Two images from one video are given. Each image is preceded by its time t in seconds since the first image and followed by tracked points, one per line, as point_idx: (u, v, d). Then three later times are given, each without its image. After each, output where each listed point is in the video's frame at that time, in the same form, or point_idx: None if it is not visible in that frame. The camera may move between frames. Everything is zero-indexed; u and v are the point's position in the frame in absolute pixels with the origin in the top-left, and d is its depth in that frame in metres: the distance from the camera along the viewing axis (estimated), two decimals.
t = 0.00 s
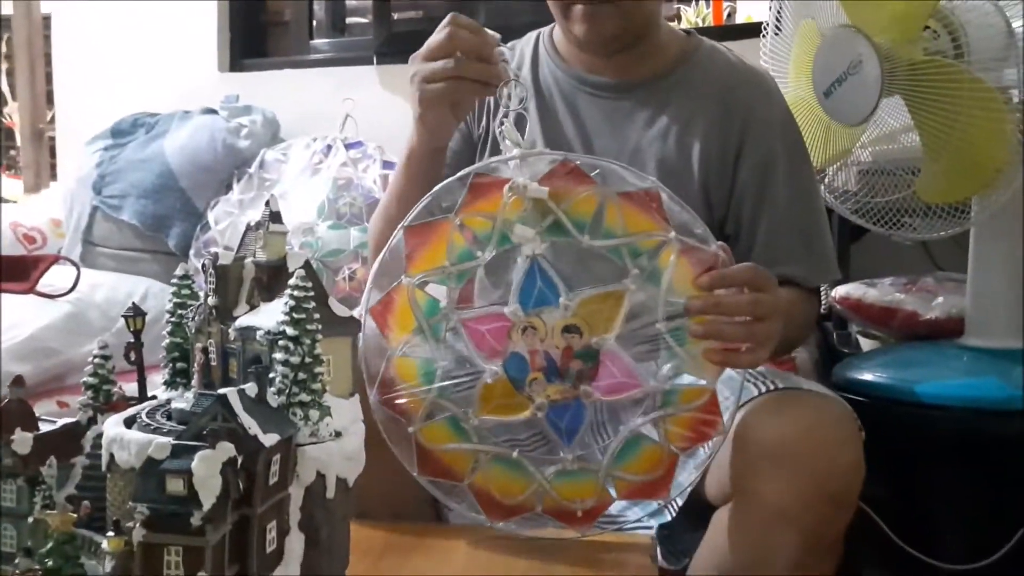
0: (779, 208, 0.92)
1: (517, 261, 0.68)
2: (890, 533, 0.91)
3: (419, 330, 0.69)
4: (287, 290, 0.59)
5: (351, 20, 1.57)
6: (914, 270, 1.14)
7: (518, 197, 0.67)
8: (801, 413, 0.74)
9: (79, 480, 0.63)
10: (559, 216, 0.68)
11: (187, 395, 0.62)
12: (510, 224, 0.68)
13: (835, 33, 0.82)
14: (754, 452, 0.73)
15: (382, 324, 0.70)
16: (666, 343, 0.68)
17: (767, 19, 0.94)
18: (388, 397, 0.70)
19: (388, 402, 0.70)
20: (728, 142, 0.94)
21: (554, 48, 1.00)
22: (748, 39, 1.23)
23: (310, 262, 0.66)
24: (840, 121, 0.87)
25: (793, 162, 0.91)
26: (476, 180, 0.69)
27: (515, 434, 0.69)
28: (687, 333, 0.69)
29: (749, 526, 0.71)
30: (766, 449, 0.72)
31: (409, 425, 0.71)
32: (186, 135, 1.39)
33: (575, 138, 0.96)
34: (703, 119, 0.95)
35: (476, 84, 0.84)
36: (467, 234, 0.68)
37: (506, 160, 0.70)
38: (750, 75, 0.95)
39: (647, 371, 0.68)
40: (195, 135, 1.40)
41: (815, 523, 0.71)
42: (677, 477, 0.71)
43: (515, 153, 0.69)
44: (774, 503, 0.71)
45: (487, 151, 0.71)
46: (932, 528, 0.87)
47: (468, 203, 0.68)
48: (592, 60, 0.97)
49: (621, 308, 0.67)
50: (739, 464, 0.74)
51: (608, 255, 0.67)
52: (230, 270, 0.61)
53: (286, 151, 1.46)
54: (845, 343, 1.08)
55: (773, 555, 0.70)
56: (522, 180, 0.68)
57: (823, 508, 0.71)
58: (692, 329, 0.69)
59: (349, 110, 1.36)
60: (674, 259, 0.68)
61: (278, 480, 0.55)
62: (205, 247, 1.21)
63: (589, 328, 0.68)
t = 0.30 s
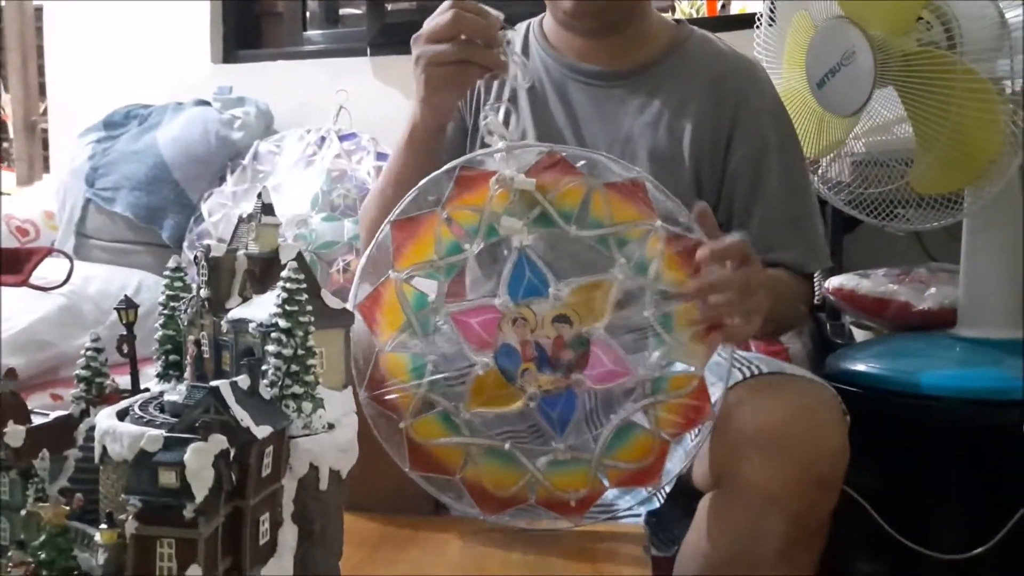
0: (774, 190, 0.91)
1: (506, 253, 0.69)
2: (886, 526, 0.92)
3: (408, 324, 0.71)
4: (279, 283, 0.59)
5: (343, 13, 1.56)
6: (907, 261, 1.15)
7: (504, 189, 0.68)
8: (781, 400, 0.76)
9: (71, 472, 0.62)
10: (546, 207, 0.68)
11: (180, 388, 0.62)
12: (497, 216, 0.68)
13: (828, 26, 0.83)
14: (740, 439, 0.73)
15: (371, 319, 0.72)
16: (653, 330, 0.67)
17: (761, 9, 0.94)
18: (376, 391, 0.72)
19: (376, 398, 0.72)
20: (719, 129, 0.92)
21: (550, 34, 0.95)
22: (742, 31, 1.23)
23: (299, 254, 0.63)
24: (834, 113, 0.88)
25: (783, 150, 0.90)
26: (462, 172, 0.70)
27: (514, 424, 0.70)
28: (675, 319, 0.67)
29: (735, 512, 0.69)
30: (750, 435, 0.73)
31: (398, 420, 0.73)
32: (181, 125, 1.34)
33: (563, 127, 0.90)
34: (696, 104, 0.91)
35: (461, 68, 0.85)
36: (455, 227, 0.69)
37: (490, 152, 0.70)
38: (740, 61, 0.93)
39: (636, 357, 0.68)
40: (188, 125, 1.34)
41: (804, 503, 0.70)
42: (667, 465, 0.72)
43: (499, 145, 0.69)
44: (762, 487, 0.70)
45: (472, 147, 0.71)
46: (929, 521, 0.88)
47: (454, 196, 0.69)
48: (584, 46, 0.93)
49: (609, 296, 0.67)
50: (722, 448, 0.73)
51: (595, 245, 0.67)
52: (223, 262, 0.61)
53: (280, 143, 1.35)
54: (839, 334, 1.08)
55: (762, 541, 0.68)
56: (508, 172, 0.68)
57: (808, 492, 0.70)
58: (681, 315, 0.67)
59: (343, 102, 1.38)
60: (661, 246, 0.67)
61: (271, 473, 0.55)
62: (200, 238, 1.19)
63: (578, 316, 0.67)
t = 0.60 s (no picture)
0: (753, 175, 0.92)
1: (491, 246, 0.71)
2: (878, 514, 0.91)
3: (397, 319, 0.72)
4: (270, 274, 0.59)
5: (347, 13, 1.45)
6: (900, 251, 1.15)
7: (487, 185, 0.71)
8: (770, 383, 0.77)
9: (63, 464, 0.62)
10: (527, 201, 0.71)
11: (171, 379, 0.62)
12: (481, 210, 0.71)
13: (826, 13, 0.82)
14: (727, 424, 0.75)
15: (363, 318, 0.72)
16: (635, 316, 0.70)
17: None
18: (364, 379, 0.72)
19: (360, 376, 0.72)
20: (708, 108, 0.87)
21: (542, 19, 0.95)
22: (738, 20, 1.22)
23: (293, 244, 0.64)
24: (827, 103, 0.87)
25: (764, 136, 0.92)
26: (447, 172, 0.72)
27: (511, 414, 0.70)
28: (657, 304, 0.70)
29: (722, 500, 0.73)
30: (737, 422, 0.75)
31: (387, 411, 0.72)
32: (174, 118, 1.41)
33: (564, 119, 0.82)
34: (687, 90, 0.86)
35: (464, 51, 0.80)
36: (441, 223, 0.71)
37: (474, 152, 0.73)
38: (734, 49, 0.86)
39: (617, 345, 0.70)
40: (180, 117, 1.43)
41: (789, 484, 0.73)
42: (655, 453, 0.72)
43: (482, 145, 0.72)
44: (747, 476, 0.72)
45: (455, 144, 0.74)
46: (922, 508, 0.89)
47: (439, 194, 0.72)
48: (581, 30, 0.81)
49: (592, 280, 0.70)
50: (710, 436, 0.75)
51: (576, 235, 0.71)
52: (214, 253, 0.61)
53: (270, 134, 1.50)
54: (832, 325, 1.09)
55: (747, 528, 0.72)
56: (489, 168, 0.71)
57: (794, 476, 0.73)
58: (663, 300, 0.70)
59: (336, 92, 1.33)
60: (639, 236, 0.70)
61: (263, 463, 0.55)
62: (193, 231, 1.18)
63: (558, 300, 0.70)
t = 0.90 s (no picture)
0: (739, 168, 0.93)
1: (485, 237, 0.72)
2: (875, 506, 0.91)
3: (391, 311, 0.72)
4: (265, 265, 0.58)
5: None
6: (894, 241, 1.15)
7: (480, 175, 0.71)
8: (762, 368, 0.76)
9: (58, 456, 0.63)
10: (520, 191, 0.71)
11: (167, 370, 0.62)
12: (474, 201, 0.72)
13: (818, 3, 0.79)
14: (718, 414, 0.74)
15: (356, 310, 0.73)
16: (628, 305, 0.70)
17: None
18: (360, 371, 0.72)
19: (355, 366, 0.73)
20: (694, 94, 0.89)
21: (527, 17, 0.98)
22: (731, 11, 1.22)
23: (287, 234, 0.64)
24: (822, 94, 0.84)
25: (755, 128, 0.93)
26: (439, 162, 0.72)
27: (506, 405, 0.70)
28: (650, 293, 0.71)
29: (715, 489, 0.71)
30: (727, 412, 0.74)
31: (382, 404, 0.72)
32: (168, 108, 1.34)
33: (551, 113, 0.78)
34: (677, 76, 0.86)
35: (455, 36, 0.78)
36: (434, 214, 0.72)
37: (467, 142, 0.72)
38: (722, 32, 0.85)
39: (610, 335, 0.70)
40: (175, 108, 1.34)
41: (782, 474, 0.70)
42: (649, 446, 0.72)
43: (474, 135, 0.72)
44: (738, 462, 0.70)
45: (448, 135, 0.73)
46: (920, 501, 0.89)
47: (433, 184, 0.72)
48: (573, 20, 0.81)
49: (586, 270, 0.71)
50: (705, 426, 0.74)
51: (569, 225, 0.71)
52: (208, 244, 0.61)
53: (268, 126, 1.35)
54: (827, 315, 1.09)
55: (744, 518, 0.69)
56: (482, 159, 0.71)
57: (788, 463, 0.71)
58: (655, 290, 0.71)
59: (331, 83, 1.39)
60: (632, 226, 0.71)
61: (258, 454, 0.56)
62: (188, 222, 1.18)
63: (552, 292, 0.70)
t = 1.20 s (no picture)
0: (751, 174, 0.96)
1: (481, 228, 0.72)
2: (868, 496, 0.91)
3: (389, 302, 0.72)
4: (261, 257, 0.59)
5: None
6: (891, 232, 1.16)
7: (476, 166, 0.70)
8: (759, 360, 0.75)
9: (56, 447, 0.63)
10: (517, 182, 0.71)
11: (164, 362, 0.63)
12: (470, 193, 0.71)
13: None
14: (713, 403, 0.74)
15: (354, 301, 0.71)
16: (625, 298, 0.70)
17: None
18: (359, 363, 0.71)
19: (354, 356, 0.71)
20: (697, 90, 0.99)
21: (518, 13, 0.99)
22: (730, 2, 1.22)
23: (283, 227, 0.64)
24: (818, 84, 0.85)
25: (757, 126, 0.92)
26: (437, 153, 0.71)
27: (503, 397, 0.70)
28: (647, 284, 0.70)
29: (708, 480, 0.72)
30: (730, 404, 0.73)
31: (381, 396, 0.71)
32: (164, 100, 1.40)
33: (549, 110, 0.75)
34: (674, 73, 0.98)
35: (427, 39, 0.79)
36: (431, 204, 0.71)
37: (463, 133, 0.71)
38: (717, 28, 0.97)
39: (607, 327, 0.70)
40: (172, 99, 1.40)
41: (776, 465, 0.71)
42: (646, 435, 0.71)
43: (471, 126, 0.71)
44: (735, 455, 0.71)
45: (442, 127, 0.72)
46: (913, 487, 0.89)
47: (430, 175, 0.71)
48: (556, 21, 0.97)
49: (583, 262, 0.71)
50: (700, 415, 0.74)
51: (567, 218, 0.71)
52: (205, 236, 0.61)
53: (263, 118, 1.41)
54: (822, 306, 1.10)
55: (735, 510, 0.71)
56: (479, 150, 0.70)
57: (784, 455, 0.72)
58: (653, 282, 0.70)
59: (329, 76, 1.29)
60: (628, 219, 0.71)
61: (254, 445, 0.56)
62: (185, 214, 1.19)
63: (549, 284, 0.71)
